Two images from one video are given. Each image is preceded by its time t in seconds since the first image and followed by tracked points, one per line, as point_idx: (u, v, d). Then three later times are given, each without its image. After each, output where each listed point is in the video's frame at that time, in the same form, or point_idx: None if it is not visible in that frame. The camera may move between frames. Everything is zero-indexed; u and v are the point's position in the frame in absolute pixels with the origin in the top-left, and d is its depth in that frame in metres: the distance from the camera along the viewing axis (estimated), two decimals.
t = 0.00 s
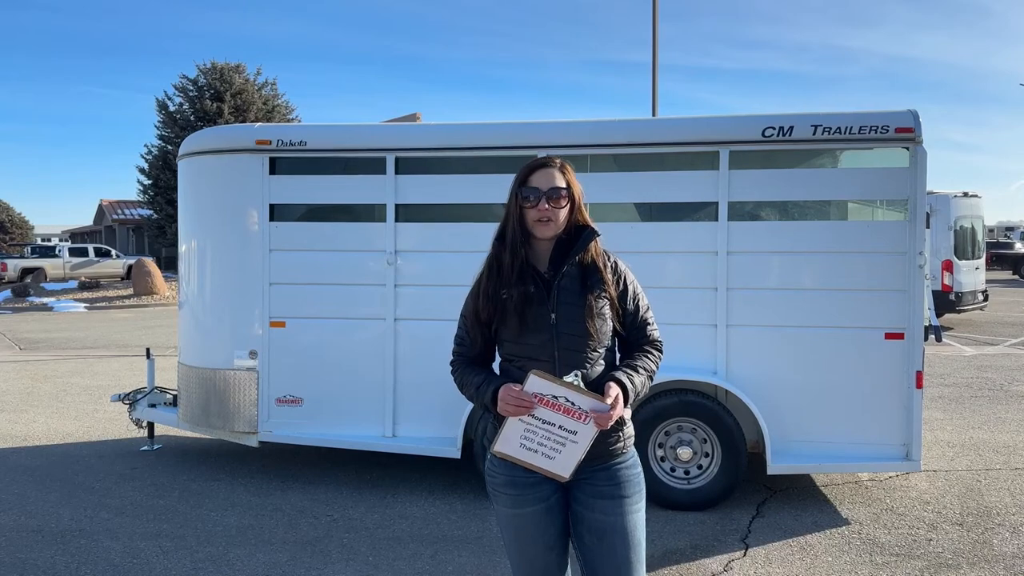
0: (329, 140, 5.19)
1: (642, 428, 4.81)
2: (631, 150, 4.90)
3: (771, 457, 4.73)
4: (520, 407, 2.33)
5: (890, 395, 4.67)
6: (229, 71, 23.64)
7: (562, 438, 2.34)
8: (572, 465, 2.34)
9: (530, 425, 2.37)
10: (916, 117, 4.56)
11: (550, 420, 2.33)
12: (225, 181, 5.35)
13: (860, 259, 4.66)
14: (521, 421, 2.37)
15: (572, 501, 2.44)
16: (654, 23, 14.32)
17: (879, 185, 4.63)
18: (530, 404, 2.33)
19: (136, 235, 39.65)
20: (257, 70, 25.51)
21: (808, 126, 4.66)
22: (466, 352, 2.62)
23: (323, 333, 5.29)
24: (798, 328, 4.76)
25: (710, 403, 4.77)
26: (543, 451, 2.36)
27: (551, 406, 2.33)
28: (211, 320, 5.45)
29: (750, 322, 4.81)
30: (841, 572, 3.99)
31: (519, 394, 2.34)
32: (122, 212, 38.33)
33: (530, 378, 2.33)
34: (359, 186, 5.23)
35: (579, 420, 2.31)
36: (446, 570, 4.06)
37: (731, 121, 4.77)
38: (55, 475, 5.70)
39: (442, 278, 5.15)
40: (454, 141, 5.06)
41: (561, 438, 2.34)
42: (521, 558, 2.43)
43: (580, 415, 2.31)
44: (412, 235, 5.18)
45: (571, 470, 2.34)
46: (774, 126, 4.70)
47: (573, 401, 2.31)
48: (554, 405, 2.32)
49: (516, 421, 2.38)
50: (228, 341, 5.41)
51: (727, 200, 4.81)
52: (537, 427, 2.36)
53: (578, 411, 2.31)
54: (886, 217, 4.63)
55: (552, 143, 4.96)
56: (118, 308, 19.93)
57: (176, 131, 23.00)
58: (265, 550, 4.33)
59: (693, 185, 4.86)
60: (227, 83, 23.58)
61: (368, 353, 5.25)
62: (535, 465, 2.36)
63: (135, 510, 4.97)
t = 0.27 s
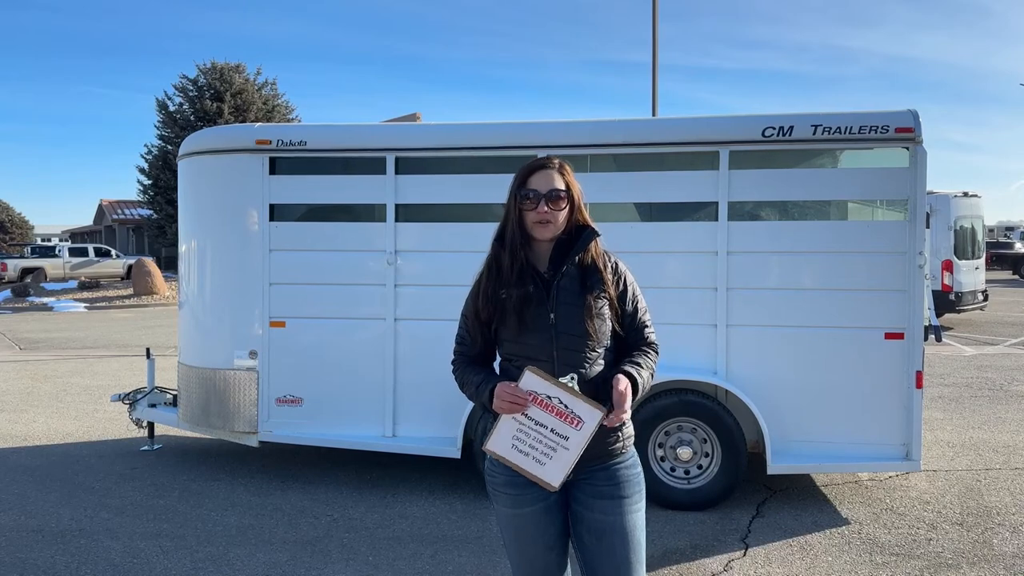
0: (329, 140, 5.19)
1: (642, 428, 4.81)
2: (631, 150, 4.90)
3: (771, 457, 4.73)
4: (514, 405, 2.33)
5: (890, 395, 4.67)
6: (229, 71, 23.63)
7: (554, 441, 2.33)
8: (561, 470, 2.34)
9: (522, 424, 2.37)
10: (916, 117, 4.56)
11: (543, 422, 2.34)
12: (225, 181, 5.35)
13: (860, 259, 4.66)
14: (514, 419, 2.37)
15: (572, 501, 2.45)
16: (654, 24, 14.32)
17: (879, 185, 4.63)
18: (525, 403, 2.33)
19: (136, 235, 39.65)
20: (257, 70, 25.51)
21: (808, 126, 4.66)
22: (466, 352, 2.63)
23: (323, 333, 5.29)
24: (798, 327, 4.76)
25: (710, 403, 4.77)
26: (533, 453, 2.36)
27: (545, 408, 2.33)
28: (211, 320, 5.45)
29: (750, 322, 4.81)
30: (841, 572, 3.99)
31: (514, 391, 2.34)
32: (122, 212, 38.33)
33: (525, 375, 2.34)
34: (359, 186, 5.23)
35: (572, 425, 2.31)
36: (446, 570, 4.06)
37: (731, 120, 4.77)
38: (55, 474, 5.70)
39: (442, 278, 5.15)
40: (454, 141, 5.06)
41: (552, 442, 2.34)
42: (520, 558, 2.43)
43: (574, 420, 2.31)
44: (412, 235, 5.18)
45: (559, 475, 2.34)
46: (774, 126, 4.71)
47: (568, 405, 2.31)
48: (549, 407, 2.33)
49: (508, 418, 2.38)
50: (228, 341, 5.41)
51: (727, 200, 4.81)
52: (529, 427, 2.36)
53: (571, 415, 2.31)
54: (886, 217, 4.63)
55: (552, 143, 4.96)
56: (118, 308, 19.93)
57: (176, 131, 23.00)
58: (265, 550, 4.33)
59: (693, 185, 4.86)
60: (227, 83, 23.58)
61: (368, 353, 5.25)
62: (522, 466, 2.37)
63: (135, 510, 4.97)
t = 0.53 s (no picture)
0: (329, 140, 5.19)
1: (642, 427, 4.81)
2: (631, 150, 4.90)
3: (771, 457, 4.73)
4: (508, 407, 2.35)
5: (890, 395, 4.67)
6: (229, 71, 23.62)
7: (543, 449, 2.35)
8: (545, 480, 2.36)
9: (514, 426, 2.39)
10: (916, 117, 4.56)
11: (535, 429, 2.36)
12: (225, 182, 5.35)
13: (860, 259, 4.66)
14: (507, 420, 2.39)
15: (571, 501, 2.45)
16: (654, 24, 14.32)
17: (879, 185, 4.63)
18: (520, 407, 2.35)
19: (136, 235, 39.65)
20: (257, 70, 25.51)
21: (808, 126, 4.67)
22: (467, 352, 2.63)
23: (323, 333, 5.29)
24: (798, 327, 4.76)
25: (710, 403, 4.77)
26: (519, 456, 2.38)
27: (540, 416, 2.35)
28: (211, 320, 5.46)
29: (751, 322, 4.81)
30: (841, 572, 3.99)
31: (512, 394, 2.35)
32: (122, 212, 38.33)
33: (527, 380, 2.34)
34: (359, 186, 5.23)
35: (564, 436, 2.33)
36: (446, 570, 4.06)
37: (731, 121, 4.77)
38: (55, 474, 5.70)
39: (442, 278, 5.15)
40: (454, 142, 5.06)
41: (540, 449, 2.36)
42: (519, 558, 2.43)
43: (567, 432, 2.33)
44: (412, 235, 5.18)
45: (540, 482, 2.37)
46: (774, 126, 4.71)
47: (564, 416, 2.32)
48: (545, 414, 2.34)
49: (501, 418, 2.41)
50: (229, 341, 5.41)
51: (727, 200, 4.81)
52: (521, 431, 2.38)
53: (564, 428, 2.33)
54: (886, 217, 4.63)
55: (552, 143, 4.97)
56: (118, 308, 19.93)
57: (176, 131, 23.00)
58: (265, 550, 4.33)
59: (693, 185, 4.86)
60: (227, 83, 23.58)
61: (368, 353, 5.25)
62: (504, 467, 2.40)
63: (135, 510, 4.97)
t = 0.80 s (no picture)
0: (329, 140, 5.19)
1: (642, 427, 4.81)
2: (631, 150, 4.90)
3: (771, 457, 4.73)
4: (509, 403, 2.34)
5: (890, 395, 4.67)
6: (229, 71, 23.61)
7: (555, 433, 2.34)
8: (564, 462, 2.34)
9: (520, 421, 2.37)
10: (916, 117, 4.56)
11: (541, 417, 2.34)
12: (225, 182, 5.35)
13: (860, 259, 4.66)
14: (511, 417, 2.38)
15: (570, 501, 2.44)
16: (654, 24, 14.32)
17: (878, 185, 4.63)
18: (520, 401, 2.34)
19: (136, 235, 39.64)
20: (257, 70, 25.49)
21: (807, 126, 4.67)
22: (466, 353, 2.63)
23: (323, 333, 5.29)
24: (797, 327, 4.76)
25: (710, 403, 4.77)
26: (534, 446, 2.36)
27: (542, 403, 2.34)
28: (211, 320, 5.45)
29: (750, 322, 4.81)
30: (840, 572, 3.99)
31: (510, 391, 2.34)
32: (122, 212, 38.33)
33: (521, 374, 2.34)
34: (359, 186, 5.23)
35: (570, 415, 2.32)
36: (445, 570, 4.06)
37: (730, 120, 4.77)
38: (55, 474, 5.70)
39: (442, 278, 5.15)
40: (454, 142, 5.06)
41: (552, 433, 2.34)
42: (518, 558, 2.43)
43: (572, 411, 2.32)
44: (412, 235, 5.18)
45: (563, 464, 2.34)
46: (773, 126, 4.71)
47: (565, 397, 2.32)
48: (546, 401, 2.33)
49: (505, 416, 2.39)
50: (228, 341, 5.41)
51: (727, 200, 4.81)
52: (528, 423, 2.36)
53: (569, 408, 2.32)
54: (886, 217, 4.63)
55: (552, 143, 4.97)
56: (118, 308, 19.93)
57: (176, 131, 23.00)
58: (265, 550, 4.33)
59: (692, 185, 4.86)
60: (227, 83, 23.58)
61: (368, 353, 5.25)
62: (524, 461, 2.37)
63: (135, 510, 4.97)
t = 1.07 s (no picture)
0: (329, 139, 5.19)
1: (642, 427, 4.81)
2: (631, 150, 4.90)
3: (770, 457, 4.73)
4: (501, 409, 2.35)
5: (890, 394, 4.67)
6: (229, 71, 23.60)
7: (547, 435, 2.34)
8: (558, 463, 2.34)
9: (512, 425, 2.38)
10: (916, 117, 4.56)
11: (532, 420, 2.34)
12: (225, 181, 5.34)
13: (860, 259, 4.66)
14: (503, 422, 2.38)
15: (569, 501, 2.44)
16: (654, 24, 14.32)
17: (878, 185, 4.62)
18: (511, 406, 2.35)
19: (135, 235, 39.63)
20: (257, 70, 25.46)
21: (807, 126, 4.66)
22: (463, 353, 2.63)
23: (323, 333, 5.29)
24: (797, 327, 4.76)
25: (710, 403, 4.77)
26: (528, 449, 2.36)
27: (533, 407, 2.34)
28: (211, 320, 5.45)
29: (750, 322, 4.81)
30: (840, 572, 3.99)
31: (499, 397, 2.35)
32: (122, 212, 38.32)
33: (510, 380, 2.34)
34: (359, 185, 5.23)
35: (561, 417, 2.32)
36: (445, 570, 4.05)
37: (730, 120, 4.77)
38: (55, 474, 5.70)
39: (441, 278, 5.15)
40: (454, 141, 5.06)
41: (545, 436, 2.34)
42: (517, 558, 2.43)
43: (562, 413, 2.31)
44: (411, 235, 5.18)
45: (558, 464, 2.34)
46: (773, 126, 4.71)
47: (554, 399, 2.31)
48: (536, 404, 2.33)
49: (498, 422, 2.39)
50: (228, 341, 5.41)
51: (727, 200, 4.81)
52: (519, 427, 2.36)
53: (558, 409, 2.31)
54: (886, 217, 4.63)
55: (552, 143, 4.96)
56: (118, 308, 19.93)
57: (176, 131, 23.00)
58: (264, 550, 4.33)
59: (692, 185, 4.86)
60: (227, 82, 23.57)
61: (367, 353, 5.25)
62: (521, 463, 2.37)
63: (134, 510, 4.97)
